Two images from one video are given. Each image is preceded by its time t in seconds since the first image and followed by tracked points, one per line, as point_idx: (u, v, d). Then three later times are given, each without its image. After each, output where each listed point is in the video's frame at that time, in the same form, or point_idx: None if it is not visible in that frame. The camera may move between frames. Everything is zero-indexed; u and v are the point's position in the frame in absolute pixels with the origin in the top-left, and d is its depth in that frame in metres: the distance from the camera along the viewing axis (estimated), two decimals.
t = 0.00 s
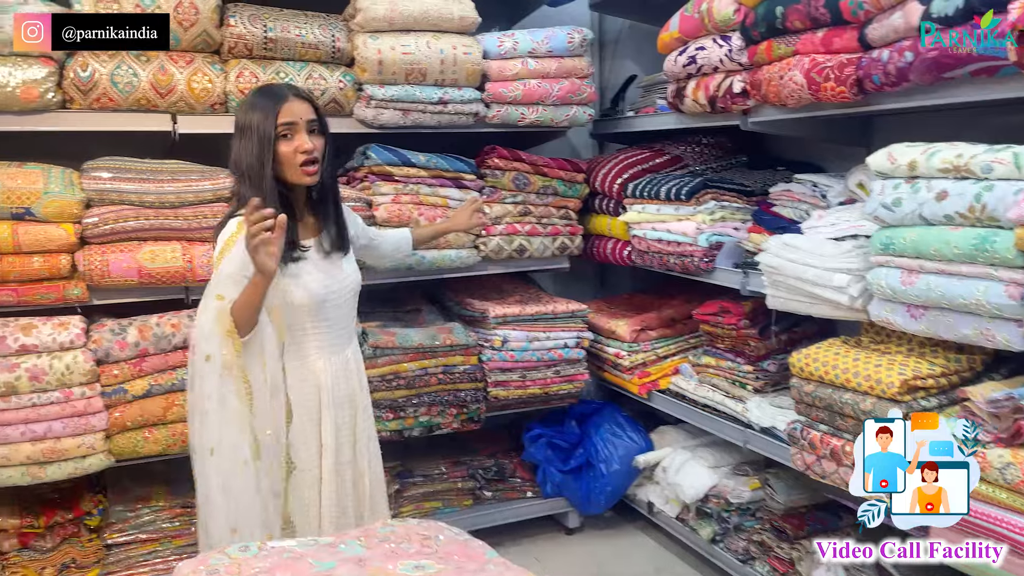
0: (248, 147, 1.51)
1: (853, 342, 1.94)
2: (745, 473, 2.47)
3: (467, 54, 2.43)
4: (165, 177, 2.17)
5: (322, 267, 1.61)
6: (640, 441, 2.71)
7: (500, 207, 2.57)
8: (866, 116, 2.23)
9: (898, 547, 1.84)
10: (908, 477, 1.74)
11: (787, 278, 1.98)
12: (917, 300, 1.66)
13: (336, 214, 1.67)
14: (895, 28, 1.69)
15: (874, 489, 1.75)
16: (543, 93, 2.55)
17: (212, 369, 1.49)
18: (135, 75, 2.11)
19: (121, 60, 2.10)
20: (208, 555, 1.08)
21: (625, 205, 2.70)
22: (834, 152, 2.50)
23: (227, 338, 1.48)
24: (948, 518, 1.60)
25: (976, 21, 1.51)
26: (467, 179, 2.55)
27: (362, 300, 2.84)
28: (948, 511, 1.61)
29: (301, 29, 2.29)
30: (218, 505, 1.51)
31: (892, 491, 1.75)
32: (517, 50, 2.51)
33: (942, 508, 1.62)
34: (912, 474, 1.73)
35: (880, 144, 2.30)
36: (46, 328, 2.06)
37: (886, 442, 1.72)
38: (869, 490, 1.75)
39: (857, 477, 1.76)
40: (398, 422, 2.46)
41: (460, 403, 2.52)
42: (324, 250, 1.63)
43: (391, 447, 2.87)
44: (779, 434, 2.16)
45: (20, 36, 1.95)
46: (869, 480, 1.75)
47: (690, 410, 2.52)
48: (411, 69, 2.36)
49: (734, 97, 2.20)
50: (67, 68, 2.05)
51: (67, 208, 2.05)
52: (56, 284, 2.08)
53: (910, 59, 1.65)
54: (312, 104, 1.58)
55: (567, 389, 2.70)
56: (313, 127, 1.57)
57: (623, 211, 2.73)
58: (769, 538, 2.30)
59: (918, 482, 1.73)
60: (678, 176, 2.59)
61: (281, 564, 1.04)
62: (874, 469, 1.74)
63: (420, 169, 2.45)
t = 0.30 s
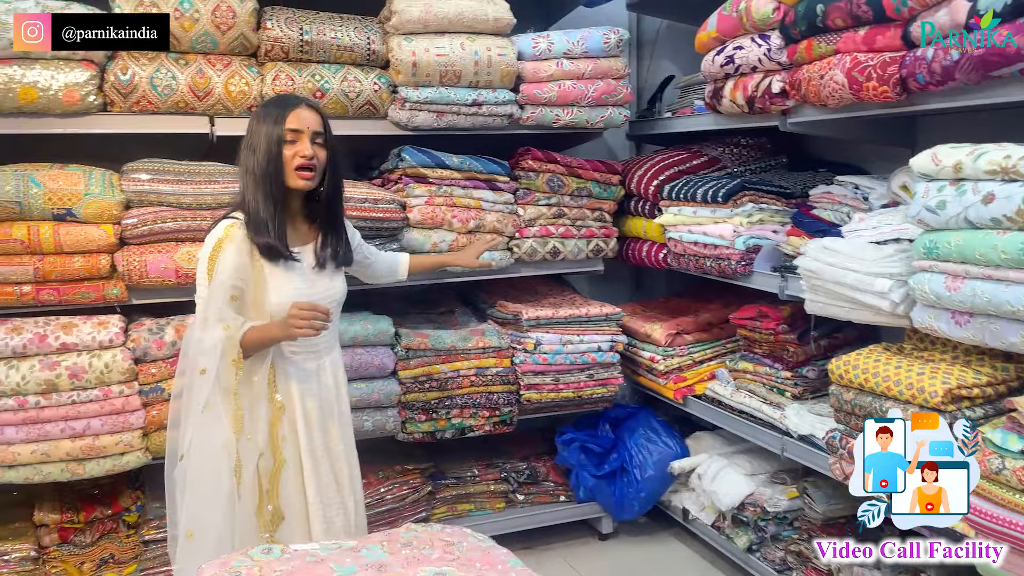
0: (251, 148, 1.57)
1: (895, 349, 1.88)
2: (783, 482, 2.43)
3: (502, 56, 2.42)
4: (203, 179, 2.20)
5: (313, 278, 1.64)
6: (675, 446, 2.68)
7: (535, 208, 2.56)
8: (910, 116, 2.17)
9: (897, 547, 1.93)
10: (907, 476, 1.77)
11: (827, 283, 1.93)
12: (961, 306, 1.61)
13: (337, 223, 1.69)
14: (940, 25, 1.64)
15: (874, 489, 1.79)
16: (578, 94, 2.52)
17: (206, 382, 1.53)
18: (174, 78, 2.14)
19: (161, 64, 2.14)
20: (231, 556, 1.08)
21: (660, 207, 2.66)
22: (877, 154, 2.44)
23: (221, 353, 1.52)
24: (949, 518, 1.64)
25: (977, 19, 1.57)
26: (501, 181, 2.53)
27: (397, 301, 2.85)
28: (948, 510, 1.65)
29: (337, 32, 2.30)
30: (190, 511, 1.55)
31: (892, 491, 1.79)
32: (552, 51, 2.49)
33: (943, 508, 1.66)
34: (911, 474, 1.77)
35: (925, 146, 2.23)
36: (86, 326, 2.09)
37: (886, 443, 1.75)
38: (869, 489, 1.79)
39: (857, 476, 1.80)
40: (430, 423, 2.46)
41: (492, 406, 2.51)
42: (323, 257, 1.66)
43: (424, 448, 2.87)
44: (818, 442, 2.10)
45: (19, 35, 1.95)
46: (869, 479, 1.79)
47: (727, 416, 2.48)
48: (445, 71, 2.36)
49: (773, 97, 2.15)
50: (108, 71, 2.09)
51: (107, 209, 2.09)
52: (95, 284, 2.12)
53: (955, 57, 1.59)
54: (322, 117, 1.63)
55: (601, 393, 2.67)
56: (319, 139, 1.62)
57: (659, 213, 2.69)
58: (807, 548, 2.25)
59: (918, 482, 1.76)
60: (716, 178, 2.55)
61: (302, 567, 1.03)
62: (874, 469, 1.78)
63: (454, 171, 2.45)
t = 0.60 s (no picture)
0: (262, 143, 1.67)
1: (945, 356, 1.83)
2: (827, 490, 2.38)
3: (542, 57, 2.41)
4: (248, 181, 2.23)
5: (321, 270, 1.71)
6: (716, 451, 2.63)
7: (575, 210, 2.54)
8: (962, 116, 2.12)
9: (898, 548, 2.07)
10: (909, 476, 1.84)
11: (874, 286, 1.88)
12: (1015, 312, 1.55)
13: (349, 218, 1.77)
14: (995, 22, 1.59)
15: (874, 488, 1.86)
16: (619, 95, 2.50)
17: (212, 376, 1.64)
18: (220, 81, 2.17)
19: (207, 68, 2.18)
20: (269, 554, 1.10)
21: (703, 209, 2.63)
22: (928, 154, 2.38)
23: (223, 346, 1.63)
24: (948, 517, 1.69)
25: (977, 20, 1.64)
26: (541, 183, 2.52)
27: (437, 302, 2.87)
28: (948, 510, 1.69)
29: (379, 34, 2.32)
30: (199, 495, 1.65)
31: (892, 490, 1.86)
32: (593, 52, 2.48)
33: (942, 508, 1.70)
34: (913, 474, 1.84)
35: (978, 146, 2.17)
36: (133, 325, 2.14)
37: (886, 443, 1.83)
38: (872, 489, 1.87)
39: (861, 476, 1.87)
40: (468, 424, 2.46)
41: (531, 409, 2.51)
42: (333, 253, 1.74)
43: (463, 449, 2.87)
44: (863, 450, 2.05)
45: (20, 35, 1.96)
46: (872, 479, 1.87)
47: (769, 422, 2.41)
48: (485, 73, 2.36)
49: (819, 96, 2.11)
50: (156, 75, 2.14)
51: (154, 210, 2.13)
52: (142, 283, 2.16)
53: (1010, 55, 1.54)
54: (332, 114, 1.73)
55: (641, 397, 2.64)
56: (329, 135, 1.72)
57: (701, 215, 2.65)
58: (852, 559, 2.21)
59: (917, 482, 1.83)
60: (760, 179, 2.51)
61: (336, 567, 1.04)
62: (874, 469, 1.86)
63: (493, 172, 2.45)
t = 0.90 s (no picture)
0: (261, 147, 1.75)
1: (995, 360, 1.79)
2: (872, 496, 2.34)
3: (584, 57, 2.41)
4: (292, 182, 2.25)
5: (323, 269, 1.77)
6: (757, 454, 2.60)
7: (616, 210, 2.54)
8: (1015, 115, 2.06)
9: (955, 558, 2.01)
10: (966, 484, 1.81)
11: (921, 289, 1.84)
12: None
13: (352, 215, 1.81)
14: None
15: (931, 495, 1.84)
16: (661, 94, 2.49)
17: (219, 371, 1.73)
18: (266, 83, 2.22)
19: (254, 71, 2.22)
20: (312, 546, 1.12)
21: (745, 209, 2.59)
22: (978, 153, 2.32)
23: (228, 342, 1.72)
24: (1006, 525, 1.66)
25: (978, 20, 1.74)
26: (581, 183, 2.52)
27: (478, 302, 2.89)
28: (997, 518, 1.65)
29: (421, 36, 2.34)
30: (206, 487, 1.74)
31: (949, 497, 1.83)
32: (634, 52, 2.47)
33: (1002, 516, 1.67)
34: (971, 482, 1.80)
35: None
36: (181, 321, 2.19)
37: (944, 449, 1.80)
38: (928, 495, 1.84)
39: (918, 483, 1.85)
40: (507, 423, 2.47)
41: (569, 408, 2.51)
42: (334, 251, 1.78)
43: (502, 448, 2.89)
44: (909, 455, 2.02)
45: (20, 36, 1.99)
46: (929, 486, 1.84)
47: (812, 426, 2.39)
48: (527, 73, 2.37)
49: (865, 95, 2.08)
50: (205, 78, 2.19)
51: (202, 209, 2.17)
52: (191, 281, 2.21)
53: None
54: (331, 114, 1.77)
55: (681, 399, 2.63)
56: (328, 137, 1.76)
57: (743, 215, 2.62)
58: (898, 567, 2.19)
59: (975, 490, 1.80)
60: (804, 180, 2.47)
61: (376, 560, 1.05)
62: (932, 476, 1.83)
63: (534, 172, 2.46)
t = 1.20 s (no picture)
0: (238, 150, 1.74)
1: None
2: (909, 501, 2.31)
3: (618, 57, 2.41)
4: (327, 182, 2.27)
5: (288, 272, 1.71)
6: (792, 458, 2.58)
7: (650, 211, 2.53)
8: None
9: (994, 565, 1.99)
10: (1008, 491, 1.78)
11: (963, 291, 1.81)
12: None
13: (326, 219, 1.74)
14: None
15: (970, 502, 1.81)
16: (696, 94, 2.48)
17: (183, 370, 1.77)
18: (304, 85, 2.25)
19: (292, 73, 2.26)
20: (348, 542, 1.13)
21: (781, 210, 2.57)
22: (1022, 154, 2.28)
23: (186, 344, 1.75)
24: None
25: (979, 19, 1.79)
26: (615, 184, 2.52)
27: (511, 302, 2.90)
28: None
29: (456, 38, 2.36)
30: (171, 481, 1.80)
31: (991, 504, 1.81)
32: (669, 51, 2.46)
33: None
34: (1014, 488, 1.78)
35: None
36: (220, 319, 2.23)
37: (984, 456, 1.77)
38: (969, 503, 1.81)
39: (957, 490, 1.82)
40: (539, 423, 2.48)
41: (602, 409, 2.50)
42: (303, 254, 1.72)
43: (534, 447, 2.89)
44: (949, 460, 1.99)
45: (20, 35, 2.02)
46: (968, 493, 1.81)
47: (848, 430, 2.37)
48: (561, 74, 2.37)
49: (905, 95, 2.04)
50: (245, 80, 2.23)
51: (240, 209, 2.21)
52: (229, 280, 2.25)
53: None
54: (301, 115, 1.71)
55: (715, 401, 2.61)
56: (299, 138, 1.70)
57: (779, 216, 2.60)
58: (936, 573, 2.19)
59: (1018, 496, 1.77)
60: (841, 180, 2.44)
61: (412, 557, 1.07)
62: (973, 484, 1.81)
63: (567, 173, 2.46)
